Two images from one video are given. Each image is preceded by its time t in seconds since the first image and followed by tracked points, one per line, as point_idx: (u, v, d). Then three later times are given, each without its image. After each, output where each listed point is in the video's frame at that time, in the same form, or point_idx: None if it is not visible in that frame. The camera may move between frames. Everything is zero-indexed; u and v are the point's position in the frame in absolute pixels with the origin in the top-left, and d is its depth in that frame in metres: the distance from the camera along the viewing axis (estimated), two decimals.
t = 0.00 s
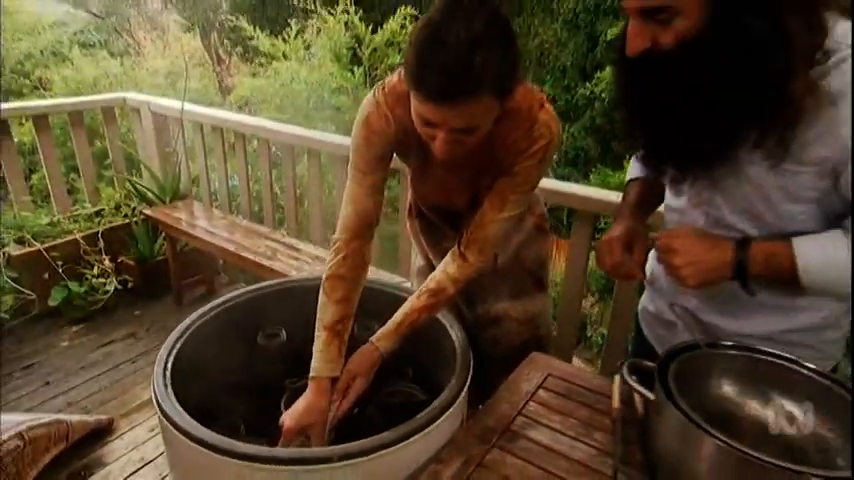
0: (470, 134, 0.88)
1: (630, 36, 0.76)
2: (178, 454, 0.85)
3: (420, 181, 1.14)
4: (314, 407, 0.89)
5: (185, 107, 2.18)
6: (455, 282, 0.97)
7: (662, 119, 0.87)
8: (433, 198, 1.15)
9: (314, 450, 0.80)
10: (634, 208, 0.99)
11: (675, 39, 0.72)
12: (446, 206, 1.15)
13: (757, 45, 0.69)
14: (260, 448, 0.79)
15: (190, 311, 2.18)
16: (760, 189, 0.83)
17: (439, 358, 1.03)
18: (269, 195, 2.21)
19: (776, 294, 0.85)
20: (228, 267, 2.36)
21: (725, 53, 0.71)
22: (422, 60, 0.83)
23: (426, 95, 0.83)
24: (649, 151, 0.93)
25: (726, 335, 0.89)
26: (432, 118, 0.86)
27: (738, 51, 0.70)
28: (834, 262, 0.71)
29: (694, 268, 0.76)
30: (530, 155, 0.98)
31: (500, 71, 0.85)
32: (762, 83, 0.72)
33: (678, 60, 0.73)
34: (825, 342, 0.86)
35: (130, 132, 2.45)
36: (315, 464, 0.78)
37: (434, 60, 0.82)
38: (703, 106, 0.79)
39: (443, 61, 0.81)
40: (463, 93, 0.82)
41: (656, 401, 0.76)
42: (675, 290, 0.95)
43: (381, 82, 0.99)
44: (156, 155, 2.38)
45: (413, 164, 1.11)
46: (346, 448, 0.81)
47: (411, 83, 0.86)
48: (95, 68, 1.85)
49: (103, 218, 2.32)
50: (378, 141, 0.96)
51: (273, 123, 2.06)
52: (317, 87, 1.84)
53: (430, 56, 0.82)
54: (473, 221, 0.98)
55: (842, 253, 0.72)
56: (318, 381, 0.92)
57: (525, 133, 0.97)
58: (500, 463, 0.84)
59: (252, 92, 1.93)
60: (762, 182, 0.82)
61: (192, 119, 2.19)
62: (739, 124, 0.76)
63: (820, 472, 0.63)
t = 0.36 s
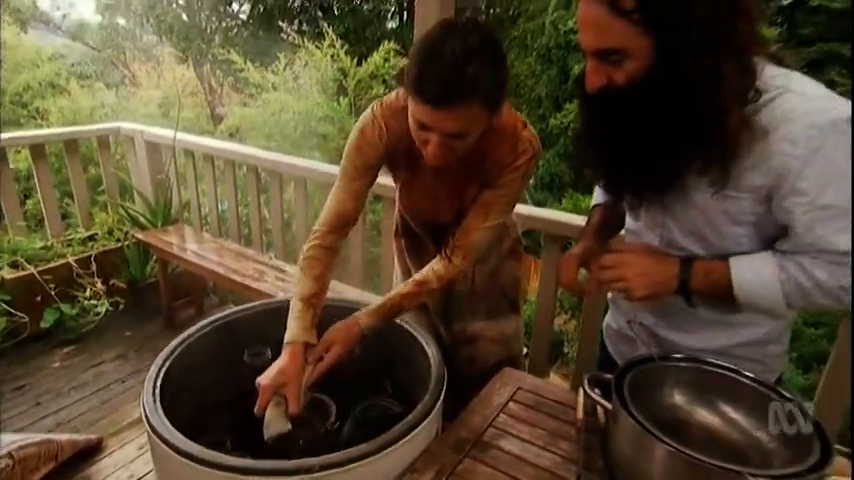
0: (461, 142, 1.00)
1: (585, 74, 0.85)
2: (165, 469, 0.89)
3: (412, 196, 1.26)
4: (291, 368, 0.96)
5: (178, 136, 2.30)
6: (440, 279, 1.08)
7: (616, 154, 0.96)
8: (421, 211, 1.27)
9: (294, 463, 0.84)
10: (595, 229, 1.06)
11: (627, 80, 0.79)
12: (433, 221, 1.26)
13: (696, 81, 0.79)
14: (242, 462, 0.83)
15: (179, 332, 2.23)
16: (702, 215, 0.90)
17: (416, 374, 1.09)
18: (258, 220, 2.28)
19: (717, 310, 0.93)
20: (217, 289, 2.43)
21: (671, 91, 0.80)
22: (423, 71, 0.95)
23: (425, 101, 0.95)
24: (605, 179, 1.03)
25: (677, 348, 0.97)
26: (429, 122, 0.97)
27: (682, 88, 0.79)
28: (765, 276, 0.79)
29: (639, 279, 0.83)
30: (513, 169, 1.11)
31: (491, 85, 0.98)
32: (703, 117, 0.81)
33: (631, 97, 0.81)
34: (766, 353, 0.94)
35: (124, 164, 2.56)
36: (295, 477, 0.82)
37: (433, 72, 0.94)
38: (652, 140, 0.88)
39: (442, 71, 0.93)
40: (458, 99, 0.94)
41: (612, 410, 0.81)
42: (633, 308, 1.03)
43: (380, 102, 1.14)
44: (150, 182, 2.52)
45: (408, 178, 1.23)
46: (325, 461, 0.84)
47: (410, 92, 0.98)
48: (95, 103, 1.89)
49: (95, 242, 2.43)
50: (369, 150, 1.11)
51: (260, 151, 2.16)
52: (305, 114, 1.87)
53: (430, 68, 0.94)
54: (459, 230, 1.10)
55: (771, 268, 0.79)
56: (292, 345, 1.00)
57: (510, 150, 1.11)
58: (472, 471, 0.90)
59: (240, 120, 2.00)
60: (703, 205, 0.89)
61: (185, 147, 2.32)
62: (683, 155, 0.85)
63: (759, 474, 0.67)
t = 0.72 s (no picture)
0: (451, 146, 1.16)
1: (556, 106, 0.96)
2: None
3: (401, 206, 1.41)
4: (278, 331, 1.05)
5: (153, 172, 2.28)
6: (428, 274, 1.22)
7: (583, 182, 1.08)
8: (410, 219, 1.42)
9: None
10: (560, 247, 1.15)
11: (593, 109, 0.90)
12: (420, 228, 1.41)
13: (651, 113, 0.90)
14: None
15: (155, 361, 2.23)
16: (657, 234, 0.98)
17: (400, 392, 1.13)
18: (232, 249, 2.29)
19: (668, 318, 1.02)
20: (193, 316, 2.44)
21: (631, 119, 0.91)
22: (422, 76, 1.12)
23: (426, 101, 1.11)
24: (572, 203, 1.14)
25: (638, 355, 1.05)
26: (427, 123, 1.14)
27: (641, 117, 0.90)
28: (706, 284, 0.87)
29: (594, 287, 0.91)
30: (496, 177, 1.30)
31: (481, 93, 1.16)
32: (660, 146, 0.92)
33: (596, 122, 0.92)
34: (719, 356, 1.04)
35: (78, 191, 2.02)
36: None
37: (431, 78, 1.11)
38: (616, 165, 0.98)
39: (439, 77, 1.10)
40: (455, 100, 1.11)
41: (583, 414, 0.88)
42: (598, 321, 1.11)
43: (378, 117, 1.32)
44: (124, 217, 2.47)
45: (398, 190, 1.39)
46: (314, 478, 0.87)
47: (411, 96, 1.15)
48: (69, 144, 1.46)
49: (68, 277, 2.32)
50: (365, 156, 1.29)
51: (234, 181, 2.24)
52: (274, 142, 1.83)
53: (428, 71, 1.12)
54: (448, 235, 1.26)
55: (711, 278, 0.87)
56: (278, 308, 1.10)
57: (494, 161, 1.30)
58: None
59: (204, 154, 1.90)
60: (657, 223, 0.97)
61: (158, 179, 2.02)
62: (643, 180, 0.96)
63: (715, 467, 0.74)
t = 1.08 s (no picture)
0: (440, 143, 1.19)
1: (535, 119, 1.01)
2: None
3: (380, 208, 1.43)
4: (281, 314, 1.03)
5: (124, 182, 2.27)
6: (414, 268, 1.25)
7: (561, 193, 1.13)
8: (391, 221, 1.44)
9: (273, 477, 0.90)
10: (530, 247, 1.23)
11: (572, 121, 0.96)
12: (399, 229, 1.44)
13: (625, 125, 0.98)
14: None
15: (128, 372, 2.23)
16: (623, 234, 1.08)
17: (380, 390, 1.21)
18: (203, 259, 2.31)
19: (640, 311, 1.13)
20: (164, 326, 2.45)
21: (606, 130, 0.98)
22: (414, 70, 1.12)
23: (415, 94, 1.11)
24: (548, 208, 1.19)
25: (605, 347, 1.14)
26: (414, 116, 1.14)
27: (615, 127, 0.98)
28: (671, 277, 0.97)
29: (572, 289, 0.99)
30: (472, 176, 1.36)
31: (466, 89, 1.16)
32: (632, 155, 1.00)
33: (574, 132, 0.98)
34: (675, 344, 1.15)
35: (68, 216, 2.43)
36: None
37: (422, 71, 1.11)
38: (592, 173, 1.05)
39: (428, 72, 1.11)
40: (441, 94, 1.11)
41: (551, 401, 0.98)
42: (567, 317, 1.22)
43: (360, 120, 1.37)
44: (93, 227, 2.42)
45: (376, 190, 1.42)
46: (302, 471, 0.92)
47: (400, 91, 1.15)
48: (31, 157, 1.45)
49: (37, 291, 2.21)
50: (349, 156, 1.33)
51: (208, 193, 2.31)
52: (244, 156, 2.29)
53: (418, 65, 1.13)
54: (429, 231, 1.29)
55: (675, 271, 0.97)
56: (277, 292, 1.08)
57: (470, 160, 1.36)
58: (434, 468, 1.03)
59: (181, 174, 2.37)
60: (623, 223, 1.06)
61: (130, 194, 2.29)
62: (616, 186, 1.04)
63: (667, 440, 0.85)
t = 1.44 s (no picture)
0: (438, 152, 1.25)
1: (527, 125, 1.05)
2: None
3: (371, 215, 1.39)
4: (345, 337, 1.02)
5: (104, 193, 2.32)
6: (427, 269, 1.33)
7: (550, 194, 1.17)
8: (385, 228, 1.41)
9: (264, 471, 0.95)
10: (514, 243, 1.28)
11: (563, 124, 1.00)
12: (391, 235, 1.43)
13: (612, 130, 1.04)
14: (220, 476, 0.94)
15: (114, 378, 2.23)
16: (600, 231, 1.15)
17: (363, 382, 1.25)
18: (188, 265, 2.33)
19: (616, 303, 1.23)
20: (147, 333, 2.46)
21: (595, 134, 1.03)
22: (411, 78, 1.11)
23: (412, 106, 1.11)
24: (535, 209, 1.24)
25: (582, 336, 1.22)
26: (418, 123, 1.12)
27: (604, 131, 1.03)
28: (647, 270, 1.06)
29: (558, 282, 1.06)
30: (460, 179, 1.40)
31: (460, 95, 1.16)
32: (619, 157, 1.06)
33: (566, 136, 1.02)
34: (644, 330, 1.25)
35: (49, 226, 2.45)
36: None
37: (421, 80, 1.10)
38: (581, 175, 1.10)
39: (426, 82, 1.10)
40: (441, 101, 1.11)
41: (527, 386, 1.05)
42: (548, 309, 1.31)
43: (348, 131, 1.31)
44: (75, 237, 2.46)
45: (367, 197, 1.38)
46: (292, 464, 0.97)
47: (397, 99, 1.13)
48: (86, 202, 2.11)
49: (18, 301, 2.28)
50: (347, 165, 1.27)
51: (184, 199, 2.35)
52: (223, 165, 2.25)
53: (413, 74, 1.11)
54: (429, 233, 1.37)
55: (651, 264, 1.06)
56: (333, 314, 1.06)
57: (456, 161, 1.40)
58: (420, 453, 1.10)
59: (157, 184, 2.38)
60: (601, 221, 1.14)
61: (111, 203, 2.34)
62: (601, 185, 1.10)
63: (633, 416, 0.92)
